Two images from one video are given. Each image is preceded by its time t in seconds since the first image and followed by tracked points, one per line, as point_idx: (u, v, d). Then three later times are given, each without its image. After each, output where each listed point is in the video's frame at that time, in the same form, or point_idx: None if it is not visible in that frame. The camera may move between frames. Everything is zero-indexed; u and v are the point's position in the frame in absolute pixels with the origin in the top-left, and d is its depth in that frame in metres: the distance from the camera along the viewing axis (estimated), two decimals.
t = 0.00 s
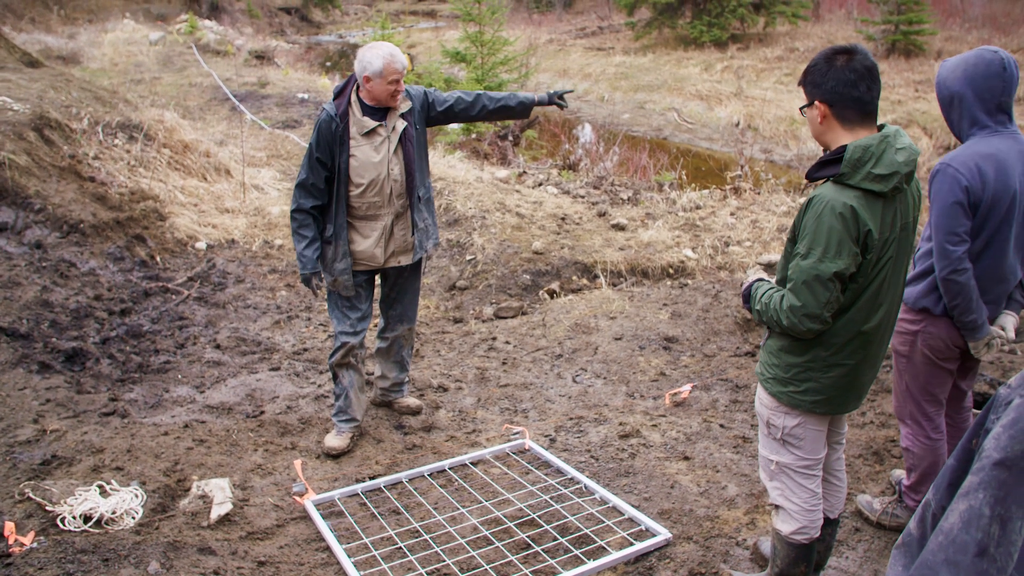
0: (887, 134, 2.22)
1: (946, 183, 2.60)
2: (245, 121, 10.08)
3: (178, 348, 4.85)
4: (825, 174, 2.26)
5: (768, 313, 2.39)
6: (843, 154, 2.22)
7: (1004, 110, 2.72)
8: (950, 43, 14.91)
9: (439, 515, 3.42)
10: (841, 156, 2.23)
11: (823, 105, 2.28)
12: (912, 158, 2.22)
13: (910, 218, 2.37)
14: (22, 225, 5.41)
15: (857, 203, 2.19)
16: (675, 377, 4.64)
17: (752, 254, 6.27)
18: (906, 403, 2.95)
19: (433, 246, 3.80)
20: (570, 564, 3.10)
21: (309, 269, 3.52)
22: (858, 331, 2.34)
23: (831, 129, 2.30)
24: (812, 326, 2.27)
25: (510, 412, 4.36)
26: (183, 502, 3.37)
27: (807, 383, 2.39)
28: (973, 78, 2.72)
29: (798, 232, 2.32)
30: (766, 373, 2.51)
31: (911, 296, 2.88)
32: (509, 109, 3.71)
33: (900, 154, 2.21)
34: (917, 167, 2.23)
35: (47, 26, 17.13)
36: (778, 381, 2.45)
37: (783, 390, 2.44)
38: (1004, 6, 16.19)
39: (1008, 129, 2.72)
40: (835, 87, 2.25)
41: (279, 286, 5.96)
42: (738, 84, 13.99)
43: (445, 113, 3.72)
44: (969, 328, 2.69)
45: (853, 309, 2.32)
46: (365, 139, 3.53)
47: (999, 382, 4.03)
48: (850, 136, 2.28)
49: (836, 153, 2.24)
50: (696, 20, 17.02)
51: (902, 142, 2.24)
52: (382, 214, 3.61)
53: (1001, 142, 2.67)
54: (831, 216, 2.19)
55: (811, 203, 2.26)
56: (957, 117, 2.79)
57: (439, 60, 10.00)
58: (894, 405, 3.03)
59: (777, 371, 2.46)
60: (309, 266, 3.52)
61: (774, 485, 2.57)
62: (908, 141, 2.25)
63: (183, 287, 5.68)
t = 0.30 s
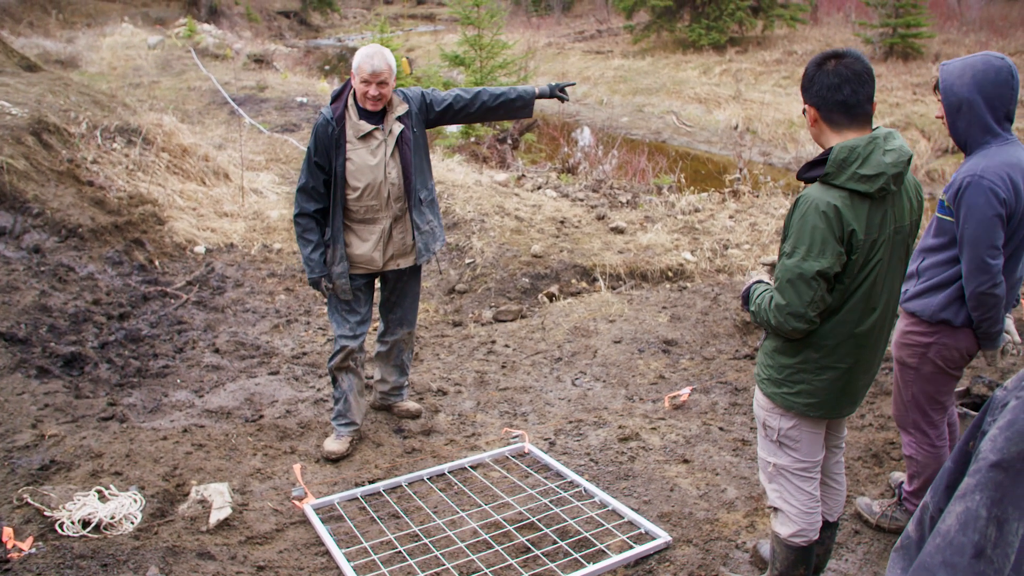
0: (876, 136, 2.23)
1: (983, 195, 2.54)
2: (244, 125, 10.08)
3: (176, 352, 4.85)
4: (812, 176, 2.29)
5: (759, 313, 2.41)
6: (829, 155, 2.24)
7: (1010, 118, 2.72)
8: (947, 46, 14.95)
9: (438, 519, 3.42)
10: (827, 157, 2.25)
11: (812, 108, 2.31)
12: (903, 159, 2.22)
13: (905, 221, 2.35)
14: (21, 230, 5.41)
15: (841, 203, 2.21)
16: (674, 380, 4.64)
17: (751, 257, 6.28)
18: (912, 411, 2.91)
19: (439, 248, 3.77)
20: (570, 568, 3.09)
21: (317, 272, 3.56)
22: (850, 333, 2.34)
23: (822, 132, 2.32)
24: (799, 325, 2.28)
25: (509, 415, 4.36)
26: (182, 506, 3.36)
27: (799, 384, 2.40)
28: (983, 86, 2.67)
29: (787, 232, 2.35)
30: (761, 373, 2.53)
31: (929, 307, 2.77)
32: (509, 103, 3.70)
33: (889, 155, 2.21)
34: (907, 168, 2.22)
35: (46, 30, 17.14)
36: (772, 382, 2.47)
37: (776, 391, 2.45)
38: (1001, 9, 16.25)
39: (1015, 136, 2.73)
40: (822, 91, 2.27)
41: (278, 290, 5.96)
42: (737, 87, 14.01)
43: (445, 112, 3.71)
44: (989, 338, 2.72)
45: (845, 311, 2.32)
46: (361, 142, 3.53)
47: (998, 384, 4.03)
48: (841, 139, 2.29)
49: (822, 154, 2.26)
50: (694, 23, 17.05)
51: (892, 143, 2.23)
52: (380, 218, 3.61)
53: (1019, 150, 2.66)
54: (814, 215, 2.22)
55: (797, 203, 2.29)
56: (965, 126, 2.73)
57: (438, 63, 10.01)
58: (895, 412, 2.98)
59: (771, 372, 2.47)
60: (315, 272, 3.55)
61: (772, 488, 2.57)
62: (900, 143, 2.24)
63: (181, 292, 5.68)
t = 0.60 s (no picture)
0: (872, 140, 2.23)
1: (979, 205, 2.53)
2: (244, 126, 10.09)
3: (176, 354, 4.85)
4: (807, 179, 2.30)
5: (754, 316, 2.42)
6: (823, 159, 2.25)
7: (1012, 126, 2.71)
8: (948, 49, 14.96)
9: (437, 521, 3.42)
10: (821, 161, 2.26)
11: (811, 113, 2.32)
12: (897, 164, 2.23)
13: (903, 224, 2.35)
14: (20, 231, 5.41)
15: (834, 207, 2.21)
16: (673, 383, 4.63)
17: (751, 260, 6.28)
18: (913, 417, 2.92)
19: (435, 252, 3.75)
20: (568, 571, 3.09)
21: (310, 273, 3.58)
22: (846, 336, 2.34)
23: (819, 136, 2.34)
24: (792, 329, 2.29)
25: (508, 418, 4.36)
26: (181, 508, 3.36)
27: (794, 387, 2.41)
28: (983, 93, 2.67)
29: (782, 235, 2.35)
30: (758, 375, 2.54)
31: (929, 314, 2.78)
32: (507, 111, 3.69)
33: (883, 160, 2.22)
34: (901, 173, 2.23)
35: (46, 31, 17.16)
36: (768, 385, 2.48)
37: (772, 393, 2.46)
38: (1002, 13, 16.27)
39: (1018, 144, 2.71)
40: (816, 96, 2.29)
41: (277, 291, 5.96)
42: (737, 90, 14.03)
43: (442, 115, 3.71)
44: (989, 347, 2.70)
45: (840, 314, 2.33)
46: (356, 144, 3.53)
47: (998, 388, 4.02)
48: (837, 143, 2.29)
49: (817, 158, 2.27)
50: (695, 25, 17.08)
51: (888, 147, 2.24)
52: (376, 219, 3.61)
53: (1019, 158, 2.65)
54: (807, 219, 2.22)
55: (791, 207, 2.30)
56: (966, 132, 2.74)
57: (438, 65, 10.02)
58: (897, 416, 3.00)
59: (767, 374, 2.48)
60: (309, 272, 3.58)
61: (770, 490, 2.57)
62: (896, 147, 2.25)
63: (181, 293, 5.68)
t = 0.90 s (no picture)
0: (877, 144, 2.23)
1: (964, 208, 2.55)
2: (248, 128, 10.11)
3: (180, 355, 4.86)
4: (812, 183, 2.30)
5: (759, 320, 2.42)
6: (828, 163, 2.25)
7: (1009, 130, 2.70)
8: (953, 51, 14.94)
9: (440, 523, 3.42)
10: (826, 164, 2.26)
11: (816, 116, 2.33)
12: (903, 167, 2.23)
13: (908, 227, 2.35)
14: (26, 232, 5.43)
15: (839, 211, 2.21)
16: (676, 386, 4.63)
17: (755, 263, 6.27)
18: (917, 419, 2.91)
19: (435, 253, 3.75)
20: (571, 573, 3.09)
21: (313, 274, 3.61)
22: (852, 339, 2.34)
23: (824, 140, 2.34)
24: (797, 333, 2.29)
25: (512, 420, 4.36)
26: (184, 508, 3.36)
27: (799, 391, 2.41)
28: (974, 99, 2.70)
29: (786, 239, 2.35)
30: (762, 380, 2.54)
31: (927, 316, 2.79)
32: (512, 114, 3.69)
33: (888, 164, 2.21)
34: (907, 176, 2.23)
35: (51, 33, 17.22)
36: (773, 389, 2.47)
37: (777, 397, 2.46)
38: (1007, 16, 16.25)
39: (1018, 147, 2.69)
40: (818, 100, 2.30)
41: (281, 293, 5.97)
42: (741, 93, 14.02)
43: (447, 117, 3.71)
44: (988, 351, 2.68)
45: (845, 318, 2.32)
46: (358, 145, 3.54)
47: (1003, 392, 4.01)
48: (842, 146, 2.29)
49: (822, 161, 2.27)
50: (699, 28, 17.07)
51: (894, 151, 2.24)
52: (378, 221, 3.61)
53: (1013, 161, 2.64)
54: (812, 223, 2.22)
55: (796, 211, 2.29)
56: (963, 138, 2.77)
57: (443, 68, 10.03)
58: (902, 418, 2.99)
59: (772, 378, 2.48)
60: (312, 273, 3.61)
61: (774, 494, 2.57)
62: (901, 150, 2.24)
63: (185, 294, 5.69)
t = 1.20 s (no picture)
0: (882, 143, 2.23)
1: (946, 202, 2.59)
2: (251, 129, 10.13)
3: (184, 355, 4.87)
4: (817, 183, 2.29)
5: (765, 321, 2.41)
6: (834, 163, 2.25)
7: (1007, 129, 2.70)
8: (957, 51, 14.93)
9: (443, 523, 3.42)
10: (832, 164, 2.26)
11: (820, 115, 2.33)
12: (908, 166, 2.23)
13: (913, 227, 2.35)
14: (30, 233, 5.45)
15: (846, 211, 2.21)
16: (680, 386, 4.63)
17: (758, 263, 6.27)
18: (919, 415, 2.91)
19: (438, 253, 3.75)
20: (575, 573, 3.09)
21: (317, 274, 3.60)
22: (857, 339, 2.34)
23: (828, 139, 2.35)
24: (803, 333, 2.29)
25: (515, 420, 4.36)
26: (188, 509, 3.36)
27: (805, 391, 2.41)
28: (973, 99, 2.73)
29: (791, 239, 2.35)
30: (767, 380, 2.53)
31: (923, 311, 2.82)
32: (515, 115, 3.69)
33: (894, 163, 2.22)
34: (912, 175, 2.23)
35: (55, 35, 17.28)
36: (778, 389, 2.47)
37: (782, 397, 2.46)
38: (1011, 16, 16.23)
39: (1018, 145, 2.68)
40: (819, 98, 2.31)
41: (284, 294, 5.98)
42: (744, 93, 14.01)
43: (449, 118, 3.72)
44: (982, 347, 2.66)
45: (851, 318, 2.32)
46: (361, 145, 3.55)
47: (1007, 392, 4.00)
48: (846, 146, 2.29)
49: (828, 161, 2.27)
50: (702, 28, 17.07)
51: (899, 150, 2.24)
52: (381, 221, 3.62)
53: (1005, 159, 2.65)
54: (819, 223, 2.22)
55: (802, 211, 2.29)
56: (966, 136, 2.81)
57: (446, 69, 10.05)
58: (906, 415, 2.99)
59: (776, 379, 2.48)
60: (316, 273, 3.59)
61: (778, 494, 2.57)
62: (906, 149, 2.24)
63: (188, 295, 5.71)
